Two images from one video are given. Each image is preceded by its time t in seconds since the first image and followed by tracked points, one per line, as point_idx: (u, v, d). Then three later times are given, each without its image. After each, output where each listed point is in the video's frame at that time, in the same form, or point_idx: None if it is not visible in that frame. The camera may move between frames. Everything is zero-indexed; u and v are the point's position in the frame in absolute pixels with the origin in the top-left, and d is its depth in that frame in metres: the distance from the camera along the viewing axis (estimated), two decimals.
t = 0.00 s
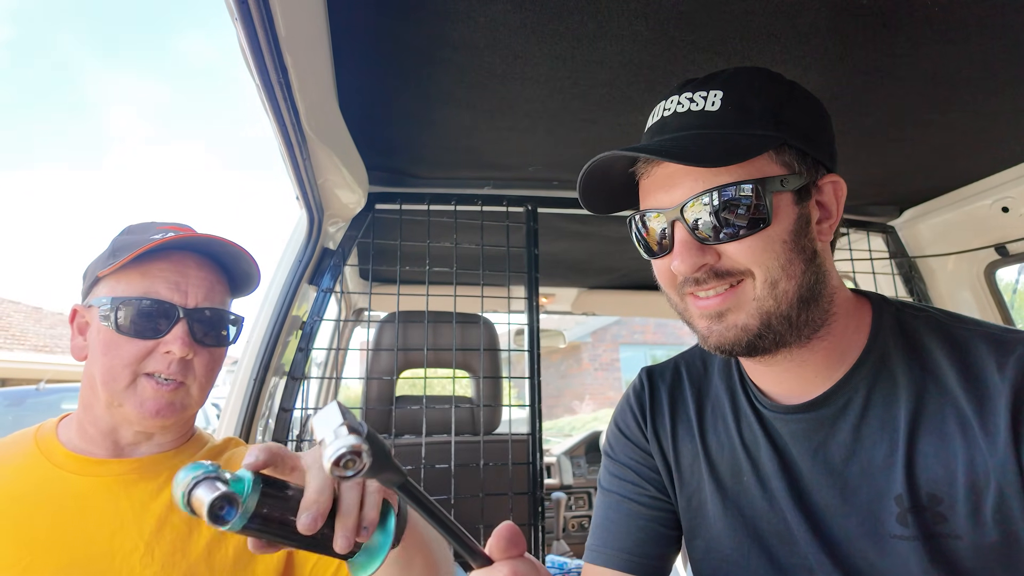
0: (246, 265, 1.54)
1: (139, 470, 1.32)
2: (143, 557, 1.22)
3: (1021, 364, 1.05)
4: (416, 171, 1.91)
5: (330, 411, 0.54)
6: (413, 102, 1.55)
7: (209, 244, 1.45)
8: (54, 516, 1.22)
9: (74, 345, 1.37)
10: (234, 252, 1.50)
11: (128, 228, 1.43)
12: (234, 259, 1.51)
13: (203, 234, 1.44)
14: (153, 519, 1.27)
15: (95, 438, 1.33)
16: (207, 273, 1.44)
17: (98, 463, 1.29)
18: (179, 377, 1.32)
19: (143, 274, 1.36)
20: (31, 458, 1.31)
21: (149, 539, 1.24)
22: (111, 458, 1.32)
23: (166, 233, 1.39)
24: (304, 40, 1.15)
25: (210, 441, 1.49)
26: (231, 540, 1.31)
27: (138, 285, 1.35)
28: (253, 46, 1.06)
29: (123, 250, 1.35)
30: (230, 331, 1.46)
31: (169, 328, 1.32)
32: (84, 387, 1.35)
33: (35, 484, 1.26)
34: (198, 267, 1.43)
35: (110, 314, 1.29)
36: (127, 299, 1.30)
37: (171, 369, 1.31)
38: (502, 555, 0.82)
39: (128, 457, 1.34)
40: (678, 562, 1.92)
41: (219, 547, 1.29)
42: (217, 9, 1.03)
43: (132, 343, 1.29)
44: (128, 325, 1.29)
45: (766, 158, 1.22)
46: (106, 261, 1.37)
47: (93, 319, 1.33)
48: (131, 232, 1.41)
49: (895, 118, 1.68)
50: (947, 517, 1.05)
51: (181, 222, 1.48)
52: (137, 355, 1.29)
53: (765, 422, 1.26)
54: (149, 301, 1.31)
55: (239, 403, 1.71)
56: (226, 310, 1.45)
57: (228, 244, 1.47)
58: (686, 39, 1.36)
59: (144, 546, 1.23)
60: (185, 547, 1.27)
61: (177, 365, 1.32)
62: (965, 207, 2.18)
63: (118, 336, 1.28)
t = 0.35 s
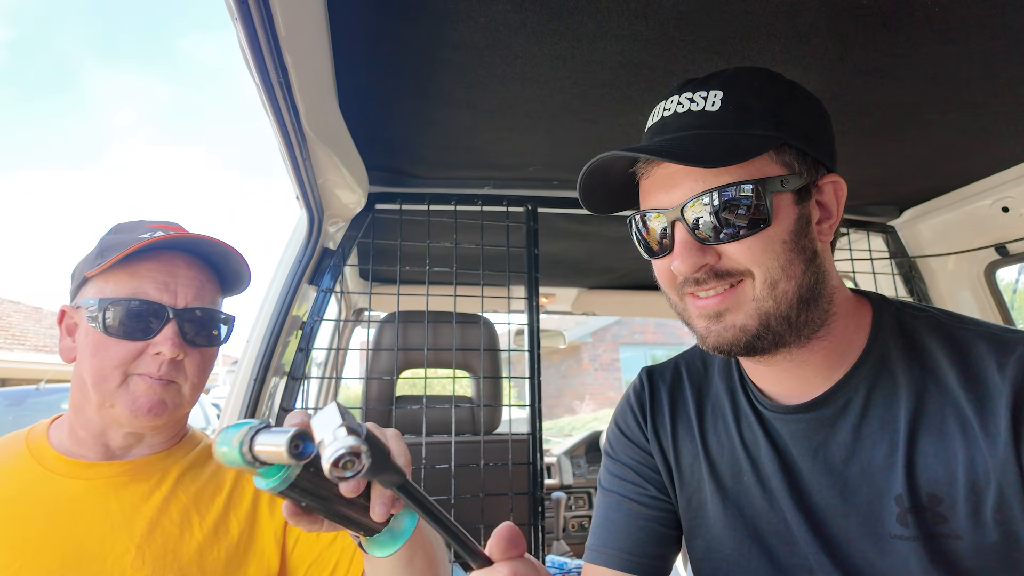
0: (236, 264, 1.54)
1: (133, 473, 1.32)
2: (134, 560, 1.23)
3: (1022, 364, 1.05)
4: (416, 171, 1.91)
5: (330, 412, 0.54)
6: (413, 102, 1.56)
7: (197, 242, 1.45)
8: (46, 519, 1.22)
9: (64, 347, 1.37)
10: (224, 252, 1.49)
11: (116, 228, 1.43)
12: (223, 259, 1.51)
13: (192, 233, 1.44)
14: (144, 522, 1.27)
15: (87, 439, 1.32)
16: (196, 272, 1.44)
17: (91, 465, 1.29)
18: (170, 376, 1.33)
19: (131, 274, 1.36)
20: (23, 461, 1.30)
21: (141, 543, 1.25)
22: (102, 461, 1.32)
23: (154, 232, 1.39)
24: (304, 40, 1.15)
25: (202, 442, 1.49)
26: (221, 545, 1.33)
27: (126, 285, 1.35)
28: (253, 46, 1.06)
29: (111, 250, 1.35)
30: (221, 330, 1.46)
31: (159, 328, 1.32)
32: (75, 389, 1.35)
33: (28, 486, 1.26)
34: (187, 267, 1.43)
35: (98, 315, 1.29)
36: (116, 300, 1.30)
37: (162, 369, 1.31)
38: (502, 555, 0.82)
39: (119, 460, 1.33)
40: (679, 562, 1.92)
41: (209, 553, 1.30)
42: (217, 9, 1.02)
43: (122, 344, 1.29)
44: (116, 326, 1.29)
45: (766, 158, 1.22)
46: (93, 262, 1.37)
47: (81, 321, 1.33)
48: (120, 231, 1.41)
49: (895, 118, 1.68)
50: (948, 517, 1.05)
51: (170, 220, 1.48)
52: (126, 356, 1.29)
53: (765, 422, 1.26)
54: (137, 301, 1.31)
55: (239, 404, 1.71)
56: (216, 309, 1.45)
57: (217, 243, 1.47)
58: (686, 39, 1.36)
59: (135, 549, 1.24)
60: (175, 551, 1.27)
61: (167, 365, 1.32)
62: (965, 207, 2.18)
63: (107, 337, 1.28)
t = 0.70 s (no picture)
0: (234, 265, 1.54)
1: (132, 474, 1.32)
2: (133, 561, 1.23)
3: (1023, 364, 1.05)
4: (416, 170, 1.91)
5: (329, 412, 0.54)
6: (413, 103, 1.56)
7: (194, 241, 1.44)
8: (43, 520, 1.22)
9: (63, 348, 1.37)
10: (222, 251, 1.49)
11: (114, 228, 1.43)
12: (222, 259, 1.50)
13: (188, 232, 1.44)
14: (144, 522, 1.27)
15: (86, 440, 1.32)
16: (194, 272, 1.44)
17: (89, 466, 1.29)
18: (169, 377, 1.33)
19: (129, 275, 1.36)
20: (22, 462, 1.30)
21: (141, 543, 1.25)
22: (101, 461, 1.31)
23: (153, 233, 1.39)
24: (304, 40, 1.15)
25: (201, 442, 1.49)
26: (220, 544, 1.33)
27: (124, 287, 1.35)
28: (253, 46, 1.06)
29: (109, 251, 1.35)
30: (220, 330, 1.46)
31: (158, 329, 1.32)
32: (74, 391, 1.35)
33: (26, 487, 1.26)
34: (185, 267, 1.43)
35: (97, 316, 1.29)
36: (114, 300, 1.30)
37: (161, 370, 1.31)
38: (502, 555, 0.82)
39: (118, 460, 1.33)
40: (679, 562, 1.92)
41: (208, 551, 1.31)
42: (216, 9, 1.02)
43: (120, 344, 1.29)
44: (114, 326, 1.29)
45: (767, 157, 1.22)
46: (91, 262, 1.36)
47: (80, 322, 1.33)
48: (117, 232, 1.41)
49: (895, 118, 1.68)
50: (948, 517, 1.05)
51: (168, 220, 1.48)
52: (125, 356, 1.29)
53: (765, 422, 1.26)
54: (136, 302, 1.31)
55: (239, 403, 1.71)
56: (215, 309, 1.45)
57: (214, 243, 1.46)
58: (686, 39, 1.36)
59: (134, 550, 1.24)
60: (174, 551, 1.27)
61: (166, 366, 1.32)
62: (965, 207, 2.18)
63: (105, 338, 1.28)
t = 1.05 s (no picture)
0: (233, 265, 1.54)
1: (131, 473, 1.32)
2: (133, 559, 1.23)
3: None
4: (417, 170, 1.91)
5: (330, 412, 0.54)
6: (412, 103, 1.56)
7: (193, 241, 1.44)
8: (43, 519, 1.22)
9: (63, 348, 1.37)
10: (220, 251, 1.49)
11: (113, 229, 1.43)
12: (221, 259, 1.50)
13: (187, 233, 1.44)
14: (143, 521, 1.27)
15: (84, 439, 1.33)
16: (193, 272, 1.44)
17: (87, 465, 1.29)
18: (169, 376, 1.33)
19: (128, 276, 1.36)
20: (21, 462, 1.30)
21: (140, 543, 1.25)
22: (99, 460, 1.32)
23: (152, 233, 1.39)
24: (304, 40, 1.15)
25: (200, 441, 1.49)
26: (221, 543, 1.33)
27: (124, 287, 1.34)
28: (253, 46, 1.06)
29: (108, 251, 1.35)
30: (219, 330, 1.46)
31: (158, 329, 1.32)
32: (74, 391, 1.35)
33: (26, 487, 1.26)
34: (184, 268, 1.43)
35: (96, 316, 1.29)
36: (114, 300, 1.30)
37: (160, 370, 1.31)
38: (502, 556, 0.82)
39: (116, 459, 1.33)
40: (679, 561, 1.92)
41: (209, 550, 1.31)
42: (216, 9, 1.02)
43: (120, 345, 1.29)
44: (114, 326, 1.29)
45: (765, 155, 1.22)
46: (91, 263, 1.37)
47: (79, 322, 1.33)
48: (116, 232, 1.41)
49: (895, 117, 1.68)
50: (949, 518, 1.05)
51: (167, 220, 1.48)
52: (125, 356, 1.29)
53: (765, 422, 1.26)
54: (135, 302, 1.31)
55: (239, 403, 1.71)
56: (214, 309, 1.44)
57: (213, 242, 1.46)
58: (686, 39, 1.37)
59: (134, 549, 1.24)
60: (174, 550, 1.27)
61: (166, 366, 1.32)
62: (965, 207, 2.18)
63: (105, 339, 1.28)
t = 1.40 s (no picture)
0: (231, 267, 1.54)
1: (130, 470, 1.31)
2: (131, 559, 1.22)
3: None
4: (417, 170, 1.90)
5: (330, 411, 0.54)
6: (413, 102, 1.55)
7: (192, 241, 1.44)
8: (42, 518, 1.22)
9: (60, 348, 1.37)
10: (218, 253, 1.48)
11: (111, 229, 1.43)
12: (218, 261, 1.50)
13: (185, 235, 1.44)
14: (140, 519, 1.27)
15: (81, 437, 1.32)
16: (191, 274, 1.44)
17: (85, 464, 1.29)
18: (165, 379, 1.32)
19: (126, 276, 1.36)
20: (21, 462, 1.30)
21: (138, 542, 1.24)
22: (97, 458, 1.31)
23: (150, 233, 1.39)
24: (304, 40, 1.15)
25: (199, 439, 1.48)
26: (218, 538, 1.32)
27: (121, 289, 1.34)
28: (253, 45, 1.06)
29: (105, 252, 1.34)
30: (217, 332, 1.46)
31: (154, 331, 1.32)
32: (71, 392, 1.34)
33: (25, 487, 1.26)
34: (182, 269, 1.42)
35: (93, 318, 1.29)
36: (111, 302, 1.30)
37: (157, 373, 1.31)
38: (503, 555, 0.82)
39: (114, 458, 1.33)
40: (679, 562, 1.92)
41: (206, 547, 1.30)
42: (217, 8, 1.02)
43: (116, 347, 1.29)
44: (111, 328, 1.29)
45: (714, 161, 1.27)
46: (88, 264, 1.36)
47: (77, 323, 1.33)
48: (114, 233, 1.41)
49: (895, 118, 1.68)
50: (949, 518, 1.05)
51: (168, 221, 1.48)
52: (120, 358, 1.29)
53: (766, 422, 1.25)
54: (132, 304, 1.31)
55: (239, 403, 1.71)
56: (212, 311, 1.44)
57: (210, 244, 1.46)
58: (686, 39, 1.37)
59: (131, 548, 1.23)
60: (172, 548, 1.27)
61: (162, 368, 1.32)
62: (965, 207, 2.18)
63: (101, 340, 1.28)
